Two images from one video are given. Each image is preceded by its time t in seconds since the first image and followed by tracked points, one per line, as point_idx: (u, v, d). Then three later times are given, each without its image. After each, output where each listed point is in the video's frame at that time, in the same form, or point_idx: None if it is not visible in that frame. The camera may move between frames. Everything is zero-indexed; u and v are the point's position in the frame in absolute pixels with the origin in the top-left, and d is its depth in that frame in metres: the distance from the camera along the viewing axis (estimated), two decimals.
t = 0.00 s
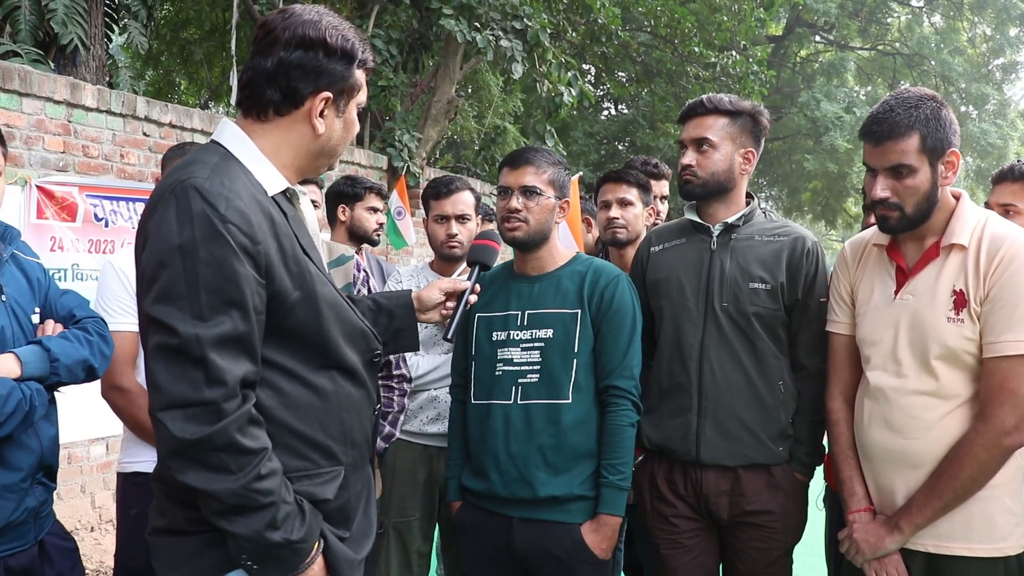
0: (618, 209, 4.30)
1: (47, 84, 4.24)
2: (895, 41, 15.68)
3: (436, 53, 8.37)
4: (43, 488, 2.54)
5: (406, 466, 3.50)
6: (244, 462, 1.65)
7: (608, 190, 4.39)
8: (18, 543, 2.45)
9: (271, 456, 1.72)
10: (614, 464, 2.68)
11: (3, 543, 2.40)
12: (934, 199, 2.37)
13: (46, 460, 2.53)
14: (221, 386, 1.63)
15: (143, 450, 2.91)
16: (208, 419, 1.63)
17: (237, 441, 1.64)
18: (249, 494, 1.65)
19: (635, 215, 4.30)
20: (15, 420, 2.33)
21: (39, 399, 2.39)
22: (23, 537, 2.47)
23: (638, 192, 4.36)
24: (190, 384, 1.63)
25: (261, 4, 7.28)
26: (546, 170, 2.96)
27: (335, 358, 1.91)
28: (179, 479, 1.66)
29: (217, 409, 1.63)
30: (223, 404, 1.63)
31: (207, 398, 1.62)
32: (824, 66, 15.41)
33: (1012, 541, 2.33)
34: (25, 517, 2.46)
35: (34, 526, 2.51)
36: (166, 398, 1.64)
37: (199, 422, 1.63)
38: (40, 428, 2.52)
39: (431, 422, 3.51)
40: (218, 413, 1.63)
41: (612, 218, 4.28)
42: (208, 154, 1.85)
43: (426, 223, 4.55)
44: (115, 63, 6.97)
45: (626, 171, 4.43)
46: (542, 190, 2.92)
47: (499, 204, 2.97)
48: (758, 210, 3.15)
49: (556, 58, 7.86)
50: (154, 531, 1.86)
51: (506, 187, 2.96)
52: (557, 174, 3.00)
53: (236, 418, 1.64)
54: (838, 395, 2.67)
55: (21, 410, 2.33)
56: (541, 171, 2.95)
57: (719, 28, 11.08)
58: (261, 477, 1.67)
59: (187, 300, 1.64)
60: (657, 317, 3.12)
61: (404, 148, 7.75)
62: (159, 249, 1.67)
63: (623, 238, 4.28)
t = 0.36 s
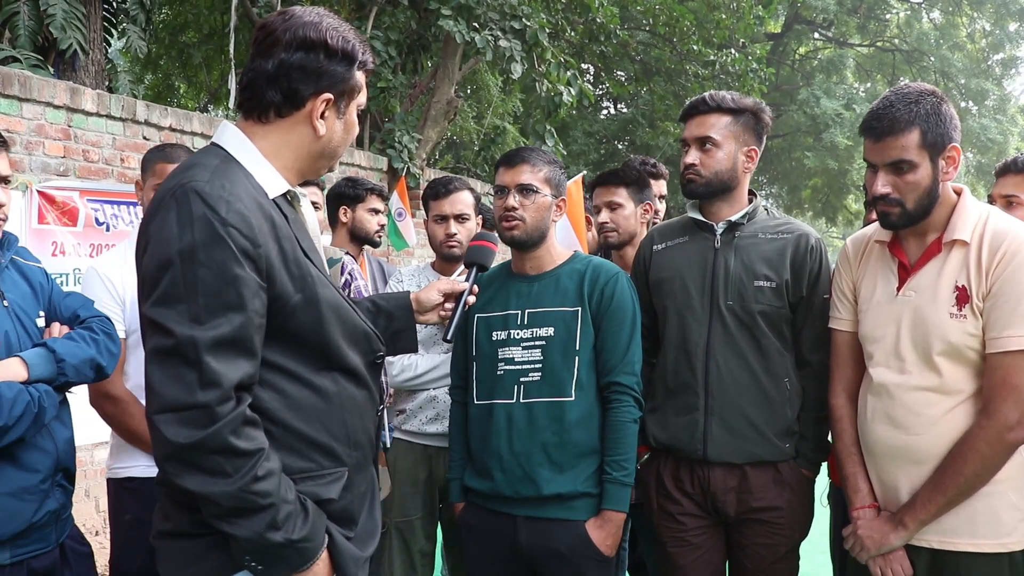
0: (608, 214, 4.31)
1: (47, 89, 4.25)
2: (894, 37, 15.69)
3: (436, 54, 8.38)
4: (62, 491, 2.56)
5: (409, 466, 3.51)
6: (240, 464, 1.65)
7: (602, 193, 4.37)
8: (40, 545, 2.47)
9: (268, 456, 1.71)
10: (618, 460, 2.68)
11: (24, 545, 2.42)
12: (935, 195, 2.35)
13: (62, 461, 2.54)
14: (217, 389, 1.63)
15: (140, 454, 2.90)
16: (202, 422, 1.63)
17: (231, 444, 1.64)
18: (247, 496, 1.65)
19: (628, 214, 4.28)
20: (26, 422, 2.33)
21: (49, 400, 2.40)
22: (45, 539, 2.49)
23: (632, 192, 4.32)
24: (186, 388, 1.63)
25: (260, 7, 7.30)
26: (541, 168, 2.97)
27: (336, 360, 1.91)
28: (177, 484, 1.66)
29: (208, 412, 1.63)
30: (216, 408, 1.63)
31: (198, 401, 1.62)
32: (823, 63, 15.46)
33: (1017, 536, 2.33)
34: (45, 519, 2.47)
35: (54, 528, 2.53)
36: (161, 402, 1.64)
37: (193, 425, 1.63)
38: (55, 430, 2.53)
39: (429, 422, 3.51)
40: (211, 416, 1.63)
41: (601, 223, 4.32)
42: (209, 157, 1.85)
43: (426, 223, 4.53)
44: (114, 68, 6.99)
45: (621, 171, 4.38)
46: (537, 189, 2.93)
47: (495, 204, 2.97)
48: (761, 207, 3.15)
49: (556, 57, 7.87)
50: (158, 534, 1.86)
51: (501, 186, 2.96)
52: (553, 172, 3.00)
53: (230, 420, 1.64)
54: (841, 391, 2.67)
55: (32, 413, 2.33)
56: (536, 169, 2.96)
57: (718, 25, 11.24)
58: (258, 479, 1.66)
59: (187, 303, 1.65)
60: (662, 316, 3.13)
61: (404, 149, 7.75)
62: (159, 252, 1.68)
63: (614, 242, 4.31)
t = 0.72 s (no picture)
0: (600, 219, 4.29)
1: (50, 89, 4.27)
2: (897, 39, 15.71)
3: (438, 54, 8.39)
4: (83, 485, 2.59)
5: (411, 466, 3.52)
6: (220, 457, 1.64)
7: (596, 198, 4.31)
8: (63, 537, 2.51)
9: (253, 447, 1.70)
10: (624, 463, 2.68)
11: (50, 537, 2.46)
12: (938, 196, 2.35)
13: (83, 455, 2.57)
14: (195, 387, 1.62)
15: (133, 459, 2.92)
16: (175, 417, 1.62)
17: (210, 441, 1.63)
18: (229, 489, 1.65)
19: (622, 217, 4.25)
20: (54, 414, 2.37)
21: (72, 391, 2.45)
22: (68, 531, 2.53)
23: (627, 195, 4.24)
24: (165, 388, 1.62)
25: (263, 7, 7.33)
26: (551, 167, 2.97)
27: (338, 360, 1.91)
28: (163, 480, 1.67)
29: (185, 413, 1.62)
30: (191, 401, 1.61)
31: (172, 400, 1.62)
32: (826, 65, 15.47)
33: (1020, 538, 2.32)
34: (68, 512, 2.51)
35: (77, 520, 2.57)
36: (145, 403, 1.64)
37: (166, 421, 1.62)
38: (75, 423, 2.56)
39: (427, 423, 3.51)
40: (186, 410, 1.62)
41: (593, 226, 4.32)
42: (211, 156, 1.85)
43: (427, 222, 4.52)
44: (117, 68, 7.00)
45: (614, 174, 4.29)
46: (549, 187, 2.93)
47: (506, 200, 2.98)
48: (762, 208, 3.16)
49: (558, 58, 7.88)
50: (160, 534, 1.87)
51: (513, 181, 2.98)
52: (564, 171, 2.99)
53: (204, 413, 1.62)
54: (844, 393, 2.66)
55: (59, 404, 2.39)
56: (547, 167, 2.96)
57: (719, 27, 11.06)
58: (239, 472, 1.65)
59: (188, 304, 1.64)
60: (665, 317, 3.14)
61: (406, 150, 7.76)
62: (161, 254, 1.68)
63: (604, 247, 4.32)
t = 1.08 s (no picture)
0: (619, 208, 4.33)
1: (53, 91, 4.29)
2: (899, 37, 15.70)
3: (441, 54, 8.40)
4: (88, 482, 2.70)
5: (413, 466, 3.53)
6: (335, 408, 1.69)
7: (609, 190, 4.40)
8: (72, 532, 2.62)
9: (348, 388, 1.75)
10: (624, 465, 2.67)
11: (60, 531, 2.57)
12: (939, 195, 2.34)
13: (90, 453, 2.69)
14: (277, 366, 1.64)
15: (153, 442, 2.99)
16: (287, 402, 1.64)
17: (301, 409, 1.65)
18: (354, 430, 1.70)
19: (637, 213, 4.32)
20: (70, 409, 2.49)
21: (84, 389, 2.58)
22: (77, 526, 2.64)
23: (641, 192, 4.37)
24: (246, 379, 1.63)
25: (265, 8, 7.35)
26: (552, 169, 2.97)
27: (347, 359, 1.90)
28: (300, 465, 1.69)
29: (271, 400, 1.63)
30: (289, 379, 1.64)
31: (253, 387, 1.63)
32: (828, 64, 15.45)
33: None
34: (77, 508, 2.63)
35: (84, 516, 2.68)
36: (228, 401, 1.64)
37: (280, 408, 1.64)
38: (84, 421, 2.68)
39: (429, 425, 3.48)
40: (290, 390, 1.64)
41: (613, 217, 4.31)
42: (208, 159, 1.86)
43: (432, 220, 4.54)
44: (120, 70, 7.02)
45: (627, 169, 4.43)
46: (546, 191, 2.93)
47: (505, 204, 3.00)
48: (762, 208, 3.16)
49: (560, 58, 7.89)
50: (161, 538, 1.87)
51: (513, 185, 2.99)
52: (565, 173, 3.00)
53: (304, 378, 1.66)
54: (847, 393, 2.66)
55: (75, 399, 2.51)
56: (547, 170, 2.96)
57: (722, 26, 11.27)
58: (356, 407, 1.71)
59: (229, 297, 1.65)
60: (665, 319, 3.14)
61: (409, 150, 7.76)
62: (187, 253, 1.68)
63: (624, 238, 4.30)
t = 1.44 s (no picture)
0: (636, 212, 4.33)
1: (73, 96, 4.38)
2: (920, 37, 15.57)
3: (457, 57, 8.43)
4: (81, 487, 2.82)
5: (424, 468, 3.56)
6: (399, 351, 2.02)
7: (627, 193, 4.41)
8: (59, 532, 2.74)
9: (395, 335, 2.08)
10: (627, 470, 2.69)
11: (50, 530, 2.70)
12: (947, 201, 2.33)
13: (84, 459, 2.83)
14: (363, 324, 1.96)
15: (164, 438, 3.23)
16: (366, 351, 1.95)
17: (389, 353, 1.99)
18: (413, 364, 2.05)
19: (654, 218, 4.33)
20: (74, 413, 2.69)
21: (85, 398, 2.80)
22: (64, 527, 2.77)
23: (658, 196, 4.38)
24: (342, 340, 1.91)
25: (282, 13, 7.42)
26: (563, 176, 2.97)
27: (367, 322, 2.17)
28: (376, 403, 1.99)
29: (366, 353, 1.94)
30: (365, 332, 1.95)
31: (347, 343, 1.92)
32: (847, 64, 15.36)
33: None
34: (65, 510, 2.75)
35: (72, 518, 2.81)
36: (328, 365, 1.90)
37: (364, 356, 1.94)
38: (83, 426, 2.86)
39: (440, 427, 3.57)
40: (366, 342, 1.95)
41: (630, 221, 4.31)
42: (223, 168, 1.96)
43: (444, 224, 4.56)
44: (139, 74, 7.11)
45: (645, 172, 4.42)
46: (555, 196, 2.93)
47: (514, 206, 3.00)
48: (769, 211, 3.16)
49: (576, 60, 7.89)
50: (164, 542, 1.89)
51: (523, 189, 2.99)
52: (575, 180, 2.99)
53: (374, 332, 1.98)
54: (855, 399, 2.65)
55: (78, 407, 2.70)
56: (557, 176, 2.96)
57: (739, 27, 11.26)
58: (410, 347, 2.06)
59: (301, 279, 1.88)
60: (673, 323, 3.15)
61: (425, 153, 7.79)
62: (252, 251, 1.87)
63: (641, 242, 4.30)
